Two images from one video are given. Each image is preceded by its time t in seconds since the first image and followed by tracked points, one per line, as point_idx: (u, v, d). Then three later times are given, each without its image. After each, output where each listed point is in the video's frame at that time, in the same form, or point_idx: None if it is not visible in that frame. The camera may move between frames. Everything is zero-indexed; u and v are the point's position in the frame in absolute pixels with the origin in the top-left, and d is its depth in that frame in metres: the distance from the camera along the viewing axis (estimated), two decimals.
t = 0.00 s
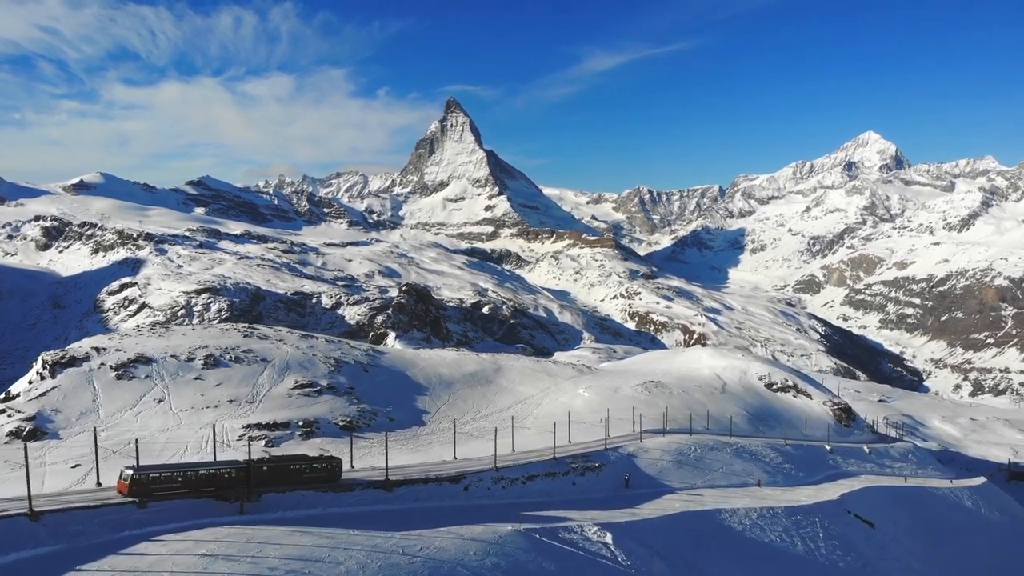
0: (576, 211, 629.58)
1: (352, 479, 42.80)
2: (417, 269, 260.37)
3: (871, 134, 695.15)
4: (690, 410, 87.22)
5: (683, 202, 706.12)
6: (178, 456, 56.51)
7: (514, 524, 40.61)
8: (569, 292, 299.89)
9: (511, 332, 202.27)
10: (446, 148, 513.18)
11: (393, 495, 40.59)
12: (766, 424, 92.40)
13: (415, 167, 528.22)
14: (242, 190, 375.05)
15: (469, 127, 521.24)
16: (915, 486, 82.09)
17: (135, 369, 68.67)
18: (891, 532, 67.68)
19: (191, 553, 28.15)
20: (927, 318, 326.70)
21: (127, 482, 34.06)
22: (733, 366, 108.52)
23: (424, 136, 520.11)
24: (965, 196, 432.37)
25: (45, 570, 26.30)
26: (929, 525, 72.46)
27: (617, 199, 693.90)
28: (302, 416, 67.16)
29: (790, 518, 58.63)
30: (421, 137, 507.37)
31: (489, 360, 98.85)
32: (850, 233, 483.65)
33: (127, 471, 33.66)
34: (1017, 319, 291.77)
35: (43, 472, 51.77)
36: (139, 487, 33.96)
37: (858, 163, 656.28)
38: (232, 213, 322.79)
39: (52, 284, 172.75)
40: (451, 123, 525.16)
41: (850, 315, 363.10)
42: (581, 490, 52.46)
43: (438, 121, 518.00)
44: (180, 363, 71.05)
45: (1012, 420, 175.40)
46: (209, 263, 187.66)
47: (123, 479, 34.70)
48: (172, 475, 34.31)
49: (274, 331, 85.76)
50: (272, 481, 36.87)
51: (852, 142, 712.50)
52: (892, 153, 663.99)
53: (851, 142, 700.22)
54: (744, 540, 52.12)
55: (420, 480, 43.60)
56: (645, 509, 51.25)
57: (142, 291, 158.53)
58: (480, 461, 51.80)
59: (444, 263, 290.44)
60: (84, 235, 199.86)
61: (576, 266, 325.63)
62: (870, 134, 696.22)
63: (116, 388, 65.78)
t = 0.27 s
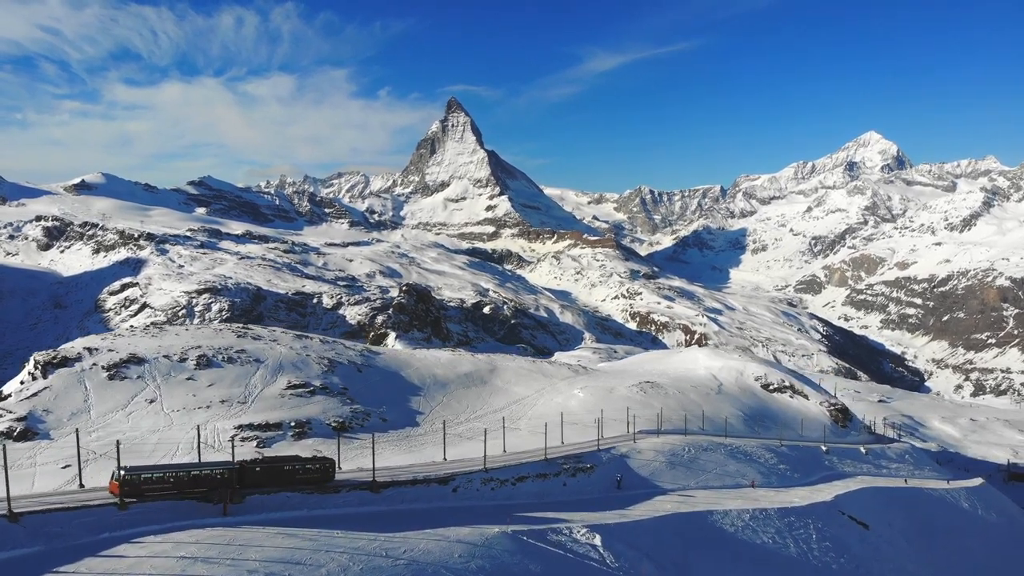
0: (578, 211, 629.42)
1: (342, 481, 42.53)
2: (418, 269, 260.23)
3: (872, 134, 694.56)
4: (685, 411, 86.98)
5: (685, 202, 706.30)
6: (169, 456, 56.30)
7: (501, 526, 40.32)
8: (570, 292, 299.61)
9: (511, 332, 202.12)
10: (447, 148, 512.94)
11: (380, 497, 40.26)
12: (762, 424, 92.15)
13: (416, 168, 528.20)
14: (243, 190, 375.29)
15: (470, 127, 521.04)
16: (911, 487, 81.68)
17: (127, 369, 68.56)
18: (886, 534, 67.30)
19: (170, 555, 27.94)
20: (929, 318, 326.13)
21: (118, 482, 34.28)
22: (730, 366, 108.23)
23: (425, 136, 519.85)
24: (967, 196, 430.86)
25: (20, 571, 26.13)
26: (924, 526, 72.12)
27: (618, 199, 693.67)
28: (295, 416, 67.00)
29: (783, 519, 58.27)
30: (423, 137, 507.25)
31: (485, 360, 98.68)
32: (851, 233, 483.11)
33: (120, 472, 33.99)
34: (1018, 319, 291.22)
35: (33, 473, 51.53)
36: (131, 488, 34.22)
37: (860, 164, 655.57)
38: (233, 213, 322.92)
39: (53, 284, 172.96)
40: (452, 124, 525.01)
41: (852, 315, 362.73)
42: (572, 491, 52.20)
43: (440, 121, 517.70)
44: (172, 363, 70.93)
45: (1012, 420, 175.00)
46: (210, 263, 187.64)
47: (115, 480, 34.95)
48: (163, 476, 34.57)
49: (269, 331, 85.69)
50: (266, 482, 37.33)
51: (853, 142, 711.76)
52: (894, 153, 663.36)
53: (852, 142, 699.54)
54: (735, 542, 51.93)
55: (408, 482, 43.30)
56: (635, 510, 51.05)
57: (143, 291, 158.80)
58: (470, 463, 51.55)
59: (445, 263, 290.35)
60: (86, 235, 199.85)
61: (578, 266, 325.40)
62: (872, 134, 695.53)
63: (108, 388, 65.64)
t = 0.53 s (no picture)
0: (579, 211, 629.06)
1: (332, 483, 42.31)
2: (419, 269, 260.05)
3: (873, 134, 694.03)
4: (681, 412, 86.78)
5: (686, 202, 705.99)
6: (160, 457, 56.07)
7: (490, 527, 40.14)
8: (571, 292, 299.27)
9: (512, 332, 201.94)
10: (448, 148, 512.60)
11: (369, 498, 40.03)
12: (758, 425, 91.91)
13: (417, 167, 528.00)
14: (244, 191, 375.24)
15: (471, 127, 520.71)
16: (908, 487, 81.37)
17: (120, 370, 68.40)
18: (881, 535, 67.01)
19: (152, 556, 27.79)
20: (930, 318, 325.58)
21: (110, 483, 34.40)
22: (726, 367, 107.98)
23: (426, 136, 519.51)
24: (968, 196, 429.62)
25: None
26: (921, 527, 71.83)
27: (619, 199, 693.44)
28: (288, 417, 66.85)
29: (777, 521, 58.02)
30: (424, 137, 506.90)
31: (481, 361, 98.46)
32: (852, 233, 482.58)
33: (111, 472, 34.12)
34: (1019, 319, 290.78)
35: (24, 474, 51.35)
36: (123, 489, 34.31)
37: (861, 164, 654.81)
38: (234, 212, 322.86)
39: (55, 284, 173.00)
40: (453, 124, 524.70)
41: (853, 315, 362.29)
42: (564, 492, 52.02)
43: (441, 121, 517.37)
44: (165, 363, 70.75)
45: (1013, 420, 174.70)
46: (211, 263, 187.43)
47: (106, 480, 35.02)
48: (154, 477, 34.61)
49: (263, 331, 85.55)
50: (258, 482, 37.43)
51: (854, 143, 711.08)
52: (895, 153, 662.79)
53: (854, 142, 699.11)
54: (728, 543, 51.72)
55: (397, 483, 43.06)
56: (627, 511, 50.86)
57: (144, 291, 158.75)
58: (461, 464, 51.37)
59: (445, 263, 290.20)
60: (86, 235, 199.65)
61: (579, 266, 325.15)
62: (873, 134, 694.97)
63: (100, 388, 65.42)
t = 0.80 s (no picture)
0: (580, 211, 628.89)
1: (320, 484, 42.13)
2: (420, 269, 259.92)
3: (875, 134, 693.27)
4: (675, 413, 86.50)
5: (687, 202, 705.80)
6: (151, 457, 55.85)
7: (477, 530, 39.89)
8: (572, 292, 298.93)
9: (513, 332, 201.77)
10: (449, 148, 512.36)
11: (354, 500, 39.82)
12: (753, 426, 91.69)
13: (418, 168, 527.96)
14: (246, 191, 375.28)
15: (472, 127, 520.53)
16: (905, 488, 80.93)
17: (112, 370, 68.25)
18: (875, 537, 66.71)
19: (130, 558, 27.64)
20: (931, 318, 325.08)
21: (101, 484, 34.58)
22: (722, 367, 107.72)
23: (428, 136, 519.34)
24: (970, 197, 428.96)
25: None
26: (916, 528, 71.50)
27: (621, 199, 693.21)
28: (280, 417, 66.69)
29: (769, 522, 57.70)
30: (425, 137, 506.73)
31: (476, 361, 98.21)
32: (854, 233, 482.02)
33: (102, 473, 34.30)
34: (1021, 320, 290.17)
35: (13, 475, 51.14)
36: (114, 490, 34.51)
37: (862, 164, 654.06)
38: (236, 212, 322.85)
39: (56, 284, 173.05)
40: (454, 123, 524.50)
41: (854, 316, 361.79)
42: (554, 493, 51.75)
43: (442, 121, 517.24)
44: (157, 364, 70.60)
45: (1014, 421, 174.30)
46: (212, 263, 187.25)
47: (97, 481, 35.17)
48: (144, 478, 34.75)
49: (257, 332, 85.43)
50: (250, 483, 37.69)
51: (856, 143, 710.36)
52: (897, 153, 662.03)
53: (855, 142, 698.50)
54: (718, 545, 51.42)
55: (383, 485, 42.86)
56: (618, 513, 50.56)
57: (145, 291, 158.75)
58: (450, 465, 51.17)
59: (446, 263, 290.11)
60: (88, 235, 199.56)
61: (580, 266, 324.91)
62: (874, 134, 694.24)
63: (92, 389, 65.28)
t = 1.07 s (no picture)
0: (582, 211, 628.61)
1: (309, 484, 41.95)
2: (421, 269, 259.86)
3: (877, 134, 692.14)
4: (670, 413, 86.27)
5: (689, 202, 705.33)
6: (142, 458, 55.61)
7: (463, 532, 39.64)
8: (574, 292, 298.56)
9: (514, 332, 201.51)
10: (451, 148, 512.16)
11: (341, 501, 39.63)
12: (749, 426, 91.46)
13: (420, 168, 527.91)
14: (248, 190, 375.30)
15: (474, 127, 520.39)
16: (901, 489, 80.57)
17: (104, 370, 68.12)
18: (870, 538, 66.36)
19: (108, 560, 27.44)
20: (933, 318, 324.43)
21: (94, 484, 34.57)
22: (719, 368, 107.49)
23: (429, 136, 519.21)
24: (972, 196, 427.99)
25: None
26: (912, 529, 71.15)
27: (623, 199, 692.90)
28: (272, 418, 66.52)
29: (762, 524, 57.37)
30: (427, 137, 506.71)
31: (472, 361, 98.00)
32: (856, 233, 481.38)
33: (95, 473, 34.35)
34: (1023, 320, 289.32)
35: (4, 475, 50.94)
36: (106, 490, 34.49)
37: (864, 164, 653.16)
38: (238, 212, 322.91)
39: (57, 284, 173.06)
40: (456, 123, 524.39)
41: (856, 316, 361.17)
42: (545, 495, 51.49)
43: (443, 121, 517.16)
44: (150, 364, 70.49)
45: (1015, 421, 173.74)
46: (213, 263, 187.16)
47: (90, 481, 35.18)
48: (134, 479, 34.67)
49: (251, 332, 85.35)
50: (242, 484, 37.52)
51: (858, 143, 709.27)
52: (899, 153, 660.96)
53: (857, 142, 697.36)
54: (710, 547, 51.14)
55: (371, 486, 42.61)
56: (608, 514, 50.31)
57: (146, 291, 158.75)
58: (440, 467, 51.00)
59: (448, 263, 290.04)
60: (89, 235, 199.59)
61: (581, 266, 324.59)
62: (876, 134, 693.09)
63: (84, 389, 65.17)
